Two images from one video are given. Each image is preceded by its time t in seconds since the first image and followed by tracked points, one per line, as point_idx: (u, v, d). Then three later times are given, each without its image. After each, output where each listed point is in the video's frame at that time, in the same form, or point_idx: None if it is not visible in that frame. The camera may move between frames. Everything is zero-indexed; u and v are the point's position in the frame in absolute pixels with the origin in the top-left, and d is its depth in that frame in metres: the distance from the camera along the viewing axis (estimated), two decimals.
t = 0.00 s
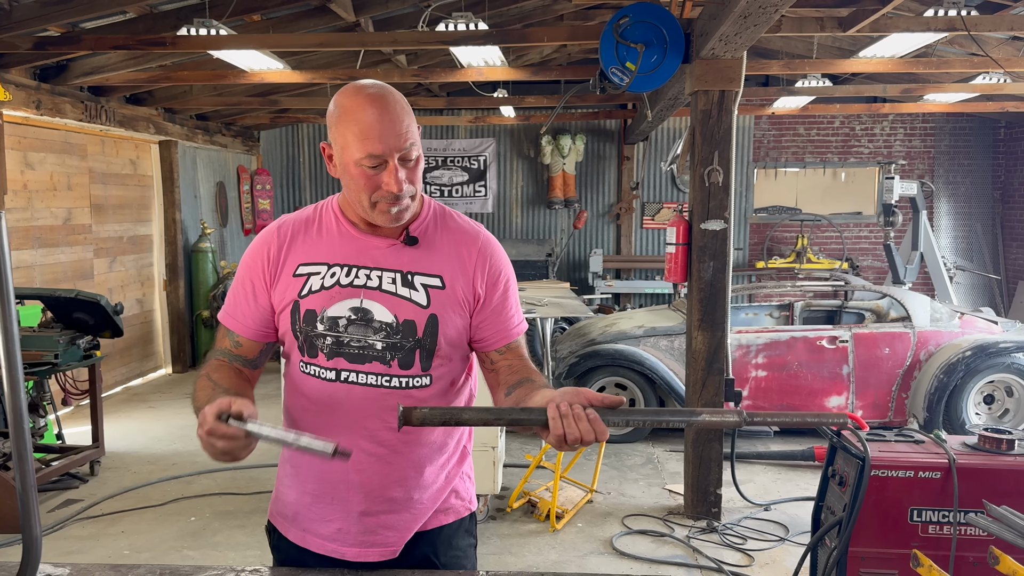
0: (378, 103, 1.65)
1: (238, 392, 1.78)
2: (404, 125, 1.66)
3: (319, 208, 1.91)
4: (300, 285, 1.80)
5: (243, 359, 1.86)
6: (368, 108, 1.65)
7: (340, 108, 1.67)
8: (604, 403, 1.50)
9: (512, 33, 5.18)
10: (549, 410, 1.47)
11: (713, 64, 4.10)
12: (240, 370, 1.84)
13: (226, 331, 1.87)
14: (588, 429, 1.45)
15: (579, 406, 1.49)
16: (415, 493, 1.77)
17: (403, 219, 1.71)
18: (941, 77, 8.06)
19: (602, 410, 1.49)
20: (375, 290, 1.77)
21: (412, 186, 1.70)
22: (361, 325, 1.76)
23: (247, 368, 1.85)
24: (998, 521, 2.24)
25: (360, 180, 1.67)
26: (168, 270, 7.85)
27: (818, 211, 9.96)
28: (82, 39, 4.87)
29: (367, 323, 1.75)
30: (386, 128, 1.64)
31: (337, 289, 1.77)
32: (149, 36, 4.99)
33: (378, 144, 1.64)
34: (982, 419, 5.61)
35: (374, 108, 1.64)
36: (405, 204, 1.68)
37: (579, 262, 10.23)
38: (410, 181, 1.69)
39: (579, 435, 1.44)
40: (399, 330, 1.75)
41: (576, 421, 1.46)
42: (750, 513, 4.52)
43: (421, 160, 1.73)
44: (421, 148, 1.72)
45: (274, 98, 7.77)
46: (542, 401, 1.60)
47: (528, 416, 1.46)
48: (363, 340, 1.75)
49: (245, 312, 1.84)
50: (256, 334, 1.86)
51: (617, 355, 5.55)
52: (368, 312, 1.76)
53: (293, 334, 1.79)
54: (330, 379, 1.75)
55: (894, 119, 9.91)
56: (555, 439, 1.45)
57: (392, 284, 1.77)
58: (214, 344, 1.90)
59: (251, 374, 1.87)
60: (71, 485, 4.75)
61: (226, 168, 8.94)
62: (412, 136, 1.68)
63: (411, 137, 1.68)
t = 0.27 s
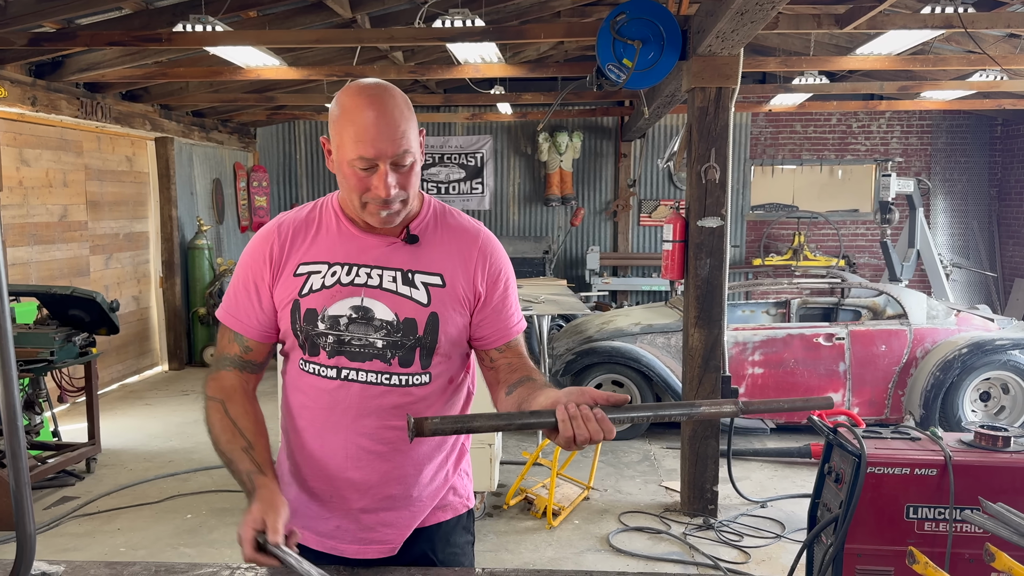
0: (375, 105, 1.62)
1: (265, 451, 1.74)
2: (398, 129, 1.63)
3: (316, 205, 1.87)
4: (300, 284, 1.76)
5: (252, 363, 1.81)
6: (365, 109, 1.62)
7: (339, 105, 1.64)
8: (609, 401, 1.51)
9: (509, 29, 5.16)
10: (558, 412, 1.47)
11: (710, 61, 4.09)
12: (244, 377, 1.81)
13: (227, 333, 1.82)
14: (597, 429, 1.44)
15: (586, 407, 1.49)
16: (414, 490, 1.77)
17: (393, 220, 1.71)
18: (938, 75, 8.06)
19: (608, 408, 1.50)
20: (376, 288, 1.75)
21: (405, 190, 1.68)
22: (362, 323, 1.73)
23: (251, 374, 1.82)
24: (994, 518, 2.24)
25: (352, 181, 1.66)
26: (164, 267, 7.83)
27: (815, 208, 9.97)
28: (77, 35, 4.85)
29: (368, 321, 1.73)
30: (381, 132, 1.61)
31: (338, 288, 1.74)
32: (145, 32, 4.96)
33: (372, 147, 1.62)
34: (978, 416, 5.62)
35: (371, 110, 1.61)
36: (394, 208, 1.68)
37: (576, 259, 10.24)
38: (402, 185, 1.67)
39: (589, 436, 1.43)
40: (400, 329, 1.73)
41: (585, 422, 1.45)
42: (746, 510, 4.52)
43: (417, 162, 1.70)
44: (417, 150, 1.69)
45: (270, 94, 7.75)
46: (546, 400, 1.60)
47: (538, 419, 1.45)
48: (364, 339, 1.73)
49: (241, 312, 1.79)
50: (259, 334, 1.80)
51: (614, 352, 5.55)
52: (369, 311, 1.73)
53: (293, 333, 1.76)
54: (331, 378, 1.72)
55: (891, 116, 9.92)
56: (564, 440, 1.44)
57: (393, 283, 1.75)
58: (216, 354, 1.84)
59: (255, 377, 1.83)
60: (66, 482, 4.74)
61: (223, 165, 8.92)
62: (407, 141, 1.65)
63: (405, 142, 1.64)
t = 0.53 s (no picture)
0: (349, 90, 1.61)
1: (286, 475, 1.70)
2: (369, 120, 1.59)
3: (316, 204, 1.87)
4: (301, 282, 1.76)
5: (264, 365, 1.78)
6: (340, 94, 1.61)
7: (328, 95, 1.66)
8: (601, 412, 1.51)
9: (507, 27, 5.16)
10: (550, 422, 1.47)
11: (709, 58, 4.09)
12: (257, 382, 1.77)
13: (235, 335, 1.79)
14: (587, 441, 1.45)
15: (578, 417, 1.49)
16: (416, 487, 1.77)
17: (349, 211, 1.64)
18: (937, 72, 8.06)
19: (600, 419, 1.50)
20: (376, 286, 1.74)
21: (362, 181, 1.60)
22: (363, 321, 1.73)
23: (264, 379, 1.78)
24: (992, 516, 2.23)
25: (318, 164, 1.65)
26: (162, 265, 7.83)
27: (813, 206, 9.98)
28: (76, 32, 4.84)
29: (368, 318, 1.73)
30: (344, 115, 1.59)
31: (338, 285, 1.74)
32: (144, 29, 4.95)
33: (332, 128, 1.59)
34: (976, 414, 5.63)
35: (343, 95, 1.61)
36: (347, 196, 1.61)
37: (575, 257, 10.24)
38: (359, 174, 1.60)
39: (579, 447, 1.44)
40: (400, 327, 1.73)
41: (576, 433, 1.46)
42: (745, 508, 4.53)
43: (388, 159, 1.63)
44: (389, 147, 1.62)
45: (269, 92, 7.75)
46: (539, 408, 1.60)
47: (529, 429, 1.46)
48: (364, 336, 1.72)
49: (243, 311, 1.78)
50: (266, 333, 1.79)
51: (613, 350, 5.55)
52: (370, 308, 1.73)
53: (294, 331, 1.76)
54: (332, 376, 1.72)
55: (890, 114, 9.92)
56: (555, 451, 1.45)
57: (393, 280, 1.75)
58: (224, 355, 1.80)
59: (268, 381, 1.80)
60: (65, 480, 4.73)
61: (221, 162, 8.92)
62: (372, 129, 1.59)
63: (369, 130, 1.59)
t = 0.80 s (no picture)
0: (356, 103, 1.57)
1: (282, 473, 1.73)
2: (379, 132, 1.57)
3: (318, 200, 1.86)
4: (303, 277, 1.76)
5: (264, 362, 1.79)
6: (347, 107, 1.57)
7: (330, 100, 1.62)
8: (598, 416, 1.51)
9: (508, 24, 5.15)
10: (546, 425, 1.48)
11: (710, 56, 4.09)
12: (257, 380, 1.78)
13: (236, 331, 1.80)
14: (583, 445, 1.46)
15: (575, 421, 1.49)
16: (420, 483, 1.77)
17: (370, 217, 1.66)
18: (939, 70, 8.05)
19: (596, 422, 1.50)
20: (378, 281, 1.74)
21: (381, 192, 1.62)
22: (365, 316, 1.73)
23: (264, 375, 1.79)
24: (993, 513, 2.24)
25: (331, 175, 1.63)
26: (164, 262, 7.83)
27: (815, 204, 9.96)
28: (77, 29, 4.85)
29: (371, 314, 1.73)
30: (357, 131, 1.56)
31: (341, 280, 1.74)
32: (145, 27, 4.96)
33: (346, 145, 1.57)
34: (977, 412, 5.63)
35: (350, 108, 1.57)
36: (368, 206, 1.63)
37: (576, 255, 10.24)
38: (377, 185, 1.61)
39: (575, 451, 1.45)
40: (402, 322, 1.73)
41: (572, 437, 1.47)
42: (746, 506, 4.53)
43: (401, 162, 1.63)
44: (403, 151, 1.62)
45: (270, 89, 7.74)
46: (537, 410, 1.61)
47: (524, 431, 1.47)
48: (366, 331, 1.73)
49: (247, 307, 1.78)
50: (266, 328, 1.80)
51: (614, 347, 5.55)
52: (372, 303, 1.73)
53: (297, 326, 1.76)
54: (335, 371, 1.73)
55: (892, 112, 9.91)
56: (550, 454, 1.46)
57: (395, 276, 1.75)
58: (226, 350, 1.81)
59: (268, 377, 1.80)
60: (67, 477, 4.74)
61: (222, 160, 8.92)
62: (385, 141, 1.58)
63: (382, 143, 1.58)
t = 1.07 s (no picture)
0: (363, 117, 1.56)
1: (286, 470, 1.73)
2: (389, 145, 1.57)
3: (323, 200, 1.86)
4: (308, 277, 1.76)
5: (269, 361, 1.80)
6: (353, 121, 1.56)
7: (333, 110, 1.60)
8: (602, 422, 1.52)
9: (513, 22, 5.15)
10: (549, 431, 1.49)
11: (715, 53, 4.08)
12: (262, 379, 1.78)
13: (242, 330, 1.81)
14: (587, 452, 1.47)
15: (579, 427, 1.51)
16: (426, 480, 1.78)
17: (383, 225, 1.67)
18: (944, 67, 8.03)
19: (600, 428, 1.51)
20: (383, 281, 1.75)
21: (393, 201, 1.62)
22: (371, 315, 1.74)
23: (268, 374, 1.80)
24: (999, 511, 2.24)
25: (341, 188, 1.63)
26: (168, 259, 7.84)
27: (819, 201, 9.95)
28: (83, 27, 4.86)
29: (376, 313, 1.73)
30: (367, 145, 1.56)
31: (346, 280, 1.74)
32: (150, 24, 4.96)
33: (356, 160, 1.56)
34: (982, 410, 5.62)
35: (356, 123, 1.55)
36: (381, 216, 1.63)
37: (579, 252, 10.24)
38: (390, 196, 1.61)
39: (578, 458, 1.47)
40: (407, 321, 1.73)
41: (576, 444, 1.48)
42: (751, 503, 4.53)
43: (410, 169, 1.63)
44: (411, 158, 1.63)
45: (275, 87, 7.75)
46: (540, 414, 1.62)
47: (528, 435, 1.47)
48: (372, 330, 1.73)
49: (253, 308, 1.79)
50: (271, 328, 1.80)
51: (618, 345, 5.55)
52: (377, 303, 1.74)
53: (303, 326, 1.76)
54: (341, 370, 1.73)
55: (896, 109, 9.89)
56: (554, 460, 1.48)
57: (400, 275, 1.75)
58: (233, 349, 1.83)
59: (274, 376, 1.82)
60: (73, 473, 4.76)
61: (227, 158, 8.94)
62: (395, 153, 1.58)
63: (392, 155, 1.57)
